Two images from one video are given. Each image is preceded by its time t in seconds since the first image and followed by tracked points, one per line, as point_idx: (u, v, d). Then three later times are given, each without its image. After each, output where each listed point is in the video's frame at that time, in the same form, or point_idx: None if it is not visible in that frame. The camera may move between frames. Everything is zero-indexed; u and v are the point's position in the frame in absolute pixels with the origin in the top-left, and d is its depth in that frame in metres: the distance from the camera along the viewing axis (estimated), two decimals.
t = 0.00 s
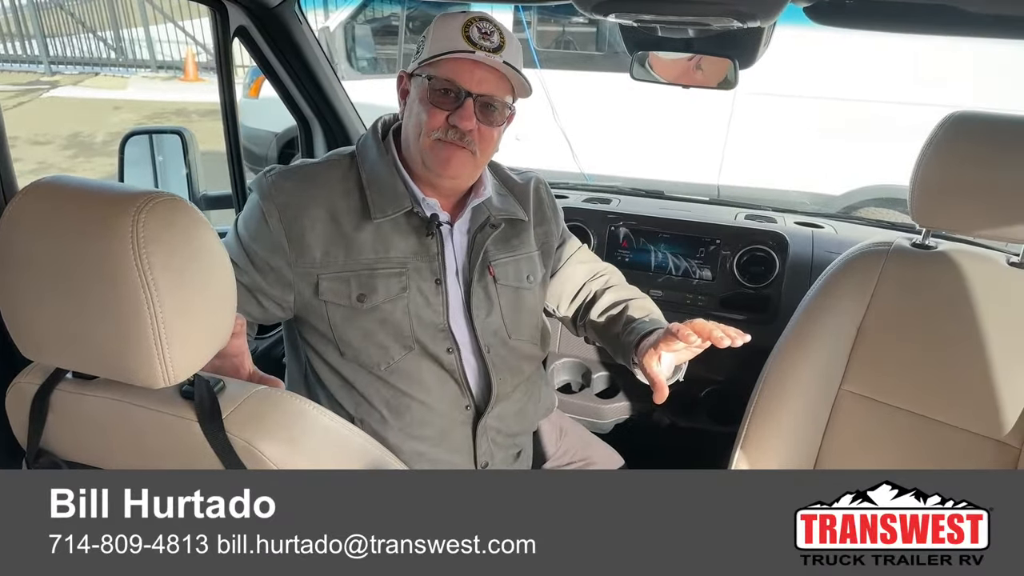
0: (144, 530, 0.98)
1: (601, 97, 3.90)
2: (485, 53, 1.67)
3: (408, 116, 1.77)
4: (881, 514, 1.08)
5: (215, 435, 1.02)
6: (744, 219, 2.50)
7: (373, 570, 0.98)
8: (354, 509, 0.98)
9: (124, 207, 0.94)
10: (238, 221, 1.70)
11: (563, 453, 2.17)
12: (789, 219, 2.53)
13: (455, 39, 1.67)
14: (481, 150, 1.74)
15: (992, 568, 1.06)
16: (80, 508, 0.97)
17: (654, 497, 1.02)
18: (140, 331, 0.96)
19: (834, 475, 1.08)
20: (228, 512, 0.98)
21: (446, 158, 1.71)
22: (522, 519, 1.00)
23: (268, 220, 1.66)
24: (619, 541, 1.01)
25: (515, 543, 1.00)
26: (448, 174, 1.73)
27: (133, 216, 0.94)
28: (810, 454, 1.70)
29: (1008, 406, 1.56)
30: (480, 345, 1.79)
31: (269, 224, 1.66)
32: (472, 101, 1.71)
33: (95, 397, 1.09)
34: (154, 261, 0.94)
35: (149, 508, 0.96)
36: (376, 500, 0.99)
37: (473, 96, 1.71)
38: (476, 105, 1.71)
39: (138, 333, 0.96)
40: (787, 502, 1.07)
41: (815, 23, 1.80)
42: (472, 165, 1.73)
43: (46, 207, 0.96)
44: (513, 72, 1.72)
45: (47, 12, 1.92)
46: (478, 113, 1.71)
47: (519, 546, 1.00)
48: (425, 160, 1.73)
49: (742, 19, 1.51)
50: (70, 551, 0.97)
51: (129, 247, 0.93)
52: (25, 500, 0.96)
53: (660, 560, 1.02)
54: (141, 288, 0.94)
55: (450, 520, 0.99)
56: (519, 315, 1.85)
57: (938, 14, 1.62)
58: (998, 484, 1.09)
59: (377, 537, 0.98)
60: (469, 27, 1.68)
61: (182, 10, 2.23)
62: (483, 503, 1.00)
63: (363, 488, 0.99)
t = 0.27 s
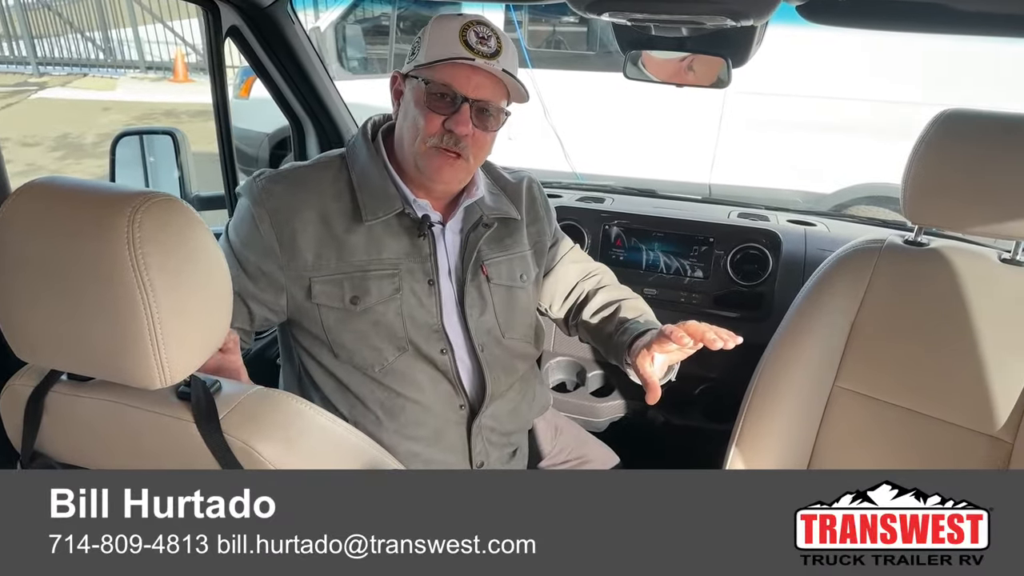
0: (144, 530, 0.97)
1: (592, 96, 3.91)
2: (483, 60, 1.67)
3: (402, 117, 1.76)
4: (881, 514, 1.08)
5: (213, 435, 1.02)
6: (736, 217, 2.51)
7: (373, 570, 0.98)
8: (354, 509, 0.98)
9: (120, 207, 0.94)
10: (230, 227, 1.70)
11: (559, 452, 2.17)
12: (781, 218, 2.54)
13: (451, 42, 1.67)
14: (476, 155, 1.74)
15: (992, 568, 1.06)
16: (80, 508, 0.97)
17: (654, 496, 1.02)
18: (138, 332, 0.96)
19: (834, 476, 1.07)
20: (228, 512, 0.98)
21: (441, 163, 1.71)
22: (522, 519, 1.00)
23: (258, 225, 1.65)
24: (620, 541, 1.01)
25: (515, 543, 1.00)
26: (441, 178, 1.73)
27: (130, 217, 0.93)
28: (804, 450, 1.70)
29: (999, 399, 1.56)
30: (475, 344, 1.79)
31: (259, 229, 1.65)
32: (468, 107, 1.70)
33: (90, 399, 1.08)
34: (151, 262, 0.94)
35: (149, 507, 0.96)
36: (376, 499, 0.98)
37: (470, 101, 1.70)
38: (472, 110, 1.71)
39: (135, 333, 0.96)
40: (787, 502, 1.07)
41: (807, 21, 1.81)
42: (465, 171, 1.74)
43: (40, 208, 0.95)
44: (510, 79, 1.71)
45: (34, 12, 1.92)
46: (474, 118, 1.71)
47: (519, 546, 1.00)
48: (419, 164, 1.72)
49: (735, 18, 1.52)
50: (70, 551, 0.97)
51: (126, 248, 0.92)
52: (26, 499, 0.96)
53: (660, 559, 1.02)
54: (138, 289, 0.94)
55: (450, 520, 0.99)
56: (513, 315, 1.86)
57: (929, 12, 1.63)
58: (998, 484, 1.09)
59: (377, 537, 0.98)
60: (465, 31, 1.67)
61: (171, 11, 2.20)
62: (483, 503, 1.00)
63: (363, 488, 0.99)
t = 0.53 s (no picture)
0: (144, 530, 0.97)
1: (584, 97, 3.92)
2: (472, 60, 1.67)
3: (392, 119, 1.76)
4: (881, 514, 1.08)
5: (211, 438, 1.01)
6: (729, 216, 2.51)
7: (373, 569, 0.98)
8: (354, 509, 0.98)
9: (115, 208, 0.93)
10: (222, 235, 1.68)
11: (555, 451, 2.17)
12: (774, 216, 2.54)
13: (441, 43, 1.66)
14: (467, 156, 1.73)
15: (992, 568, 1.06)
16: (80, 508, 0.97)
17: (652, 496, 1.02)
18: (134, 334, 0.95)
19: (833, 475, 1.08)
20: (228, 512, 0.97)
21: (432, 163, 1.70)
22: (522, 519, 1.00)
23: (251, 228, 1.64)
24: (619, 540, 1.01)
25: (515, 543, 1.00)
26: (433, 179, 1.73)
27: (125, 218, 0.93)
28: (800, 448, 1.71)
29: (991, 394, 1.57)
30: (470, 344, 1.79)
31: (252, 233, 1.64)
32: (458, 108, 1.70)
33: (86, 402, 1.08)
34: (147, 263, 0.93)
35: (149, 507, 0.96)
36: (376, 499, 0.98)
37: (460, 101, 1.70)
38: (462, 110, 1.71)
39: (131, 335, 0.95)
40: (788, 502, 1.07)
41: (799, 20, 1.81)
42: (456, 172, 1.73)
43: (34, 210, 0.95)
44: (500, 78, 1.71)
45: (21, 11, 1.94)
46: (464, 118, 1.71)
47: (519, 546, 1.00)
48: (410, 165, 1.72)
49: (729, 18, 1.52)
50: (70, 551, 0.97)
51: (122, 250, 0.92)
52: (26, 498, 0.96)
53: (660, 558, 1.02)
54: (134, 291, 0.93)
55: (450, 519, 0.99)
56: (507, 316, 1.86)
57: (921, 11, 1.64)
58: (998, 484, 1.09)
59: (377, 537, 0.98)
60: (454, 31, 1.66)
61: (160, 11, 2.18)
62: (483, 502, 1.00)
63: (361, 488, 0.99)
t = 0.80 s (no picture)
0: (144, 530, 0.97)
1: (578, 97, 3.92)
2: (465, 60, 1.66)
3: (386, 121, 1.76)
4: (881, 514, 1.09)
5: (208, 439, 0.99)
6: (724, 216, 2.52)
7: (373, 570, 0.98)
8: (354, 509, 0.98)
9: (110, 210, 0.93)
10: (216, 236, 1.68)
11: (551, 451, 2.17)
12: (769, 216, 2.55)
13: (433, 43, 1.66)
14: (461, 157, 1.73)
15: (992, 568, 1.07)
16: (80, 508, 0.97)
17: (651, 497, 1.02)
18: (130, 336, 0.95)
19: (834, 475, 1.09)
20: (228, 512, 0.97)
21: (426, 165, 1.70)
22: (521, 519, 1.00)
23: (245, 232, 1.64)
24: (619, 540, 1.01)
25: (515, 543, 1.00)
26: (428, 180, 1.73)
27: (121, 220, 0.92)
28: (796, 446, 1.72)
29: (986, 390, 1.57)
30: (466, 346, 1.79)
31: (246, 237, 1.64)
32: (452, 108, 1.70)
33: (81, 405, 1.07)
34: (143, 266, 0.93)
35: (149, 507, 0.95)
36: (376, 500, 0.99)
37: (453, 103, 1.70)
38: (456, 111, 1.70)
39: (127, 337, 0.95)
40: (787, 502, 1.08)
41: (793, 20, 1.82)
42: (451, 173, 1.73)
43: (29, 212, 0.94)
44: (493, 79, 1.71)
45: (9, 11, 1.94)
46: (458, 119, 1.71)
47: (519, 546, 1.00)
48: (405, 167, 1.72)
49: (724, 18, 1.52)
50: (70, 551, 0.97)
51: (117, 251, 0.91)
52: (26, 498, 0.96)
53: (660, 558, 1.02)
54: (130, 293, 0.93)
55: (449, 519, 0.99)
56: (503, 318, 1.86)
57: (915, 11, 1.64)
58: (998, 484, 1.10)
59: (377, 537, 0.97)
60: (447, 32, 1.66)
61: (151, 12, 2.20)
62: (482, 503, 1.00)
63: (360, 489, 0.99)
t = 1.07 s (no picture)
0: (144, 530, 0.97)
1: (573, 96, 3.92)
2: (461, 61, 1.66)
3: (382, 122, 1.76)
4: (881, 514, 1.09)
5: (205, 441, 1.00)
6: (719, 215, 2.52)
7: (373, 569, 0.98)
8: (354, 509, 0.97)
9: (105, 211, 0.92)
10: (211, 236, 1.68)
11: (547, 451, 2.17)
12: (764, 215, 2.55)
13: (428, 42, 1.66)
14: (457, 158, 1.73)
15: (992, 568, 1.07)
16: (80, 508, 0.96)
17: (650, 496, 1.02)
18: (126, 338, 0.95)
19: (834, 476, 1.09)
20: (228, 512, 0.97)
21: (422, 166, 1.70)
22: (521, 519, 1.00)
23: (241, 232, 1.64)
24: (618, 539, 1.01)
25: (515, 543, 1.00)
26: (424, 182, 1.72)
27: (115, 221, 0.92)
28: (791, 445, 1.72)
29: (981, 388, 1.58)
30: (463, 347, 1.79)
31: (241, 237, 1.63)
32: (448, 109, 1.70)
33: (76, 407, 1.07)
34: (138, 267, 0.93)
35: (149, 507, 0.95)
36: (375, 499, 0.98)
37: (449, 103, 1.70)
38: (452, 112, 1.70)
39: (123, 339, 0.94)
40: (788, 502, 1.08)
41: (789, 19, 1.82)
42: (447, 173, 1.73)
43: (22, 213, 0.94)
44: (488, 79, 1.71)
45: None
46: (454, 120, 1.71)
47: (519, 546, 1.00)
48: (401, 168, 1.72)
49: (720, 17, 1.53)
50: (70, 551, 0.96)
51: (112, 253, 0.91)
52: (26, 498, 0.95)
53: (659, 557, 1.02)
54: (125, 295, 0.93)
55: (449, 519, 0.99)
56: (500, 318, 1.85)
57: (909, 9, 1.65)
58: (998, 484, 1.10)
59: (377, 537, 0.97)
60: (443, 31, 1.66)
61: (143, 11, 2.18)
62: (482, 502, 1.00)
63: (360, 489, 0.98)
